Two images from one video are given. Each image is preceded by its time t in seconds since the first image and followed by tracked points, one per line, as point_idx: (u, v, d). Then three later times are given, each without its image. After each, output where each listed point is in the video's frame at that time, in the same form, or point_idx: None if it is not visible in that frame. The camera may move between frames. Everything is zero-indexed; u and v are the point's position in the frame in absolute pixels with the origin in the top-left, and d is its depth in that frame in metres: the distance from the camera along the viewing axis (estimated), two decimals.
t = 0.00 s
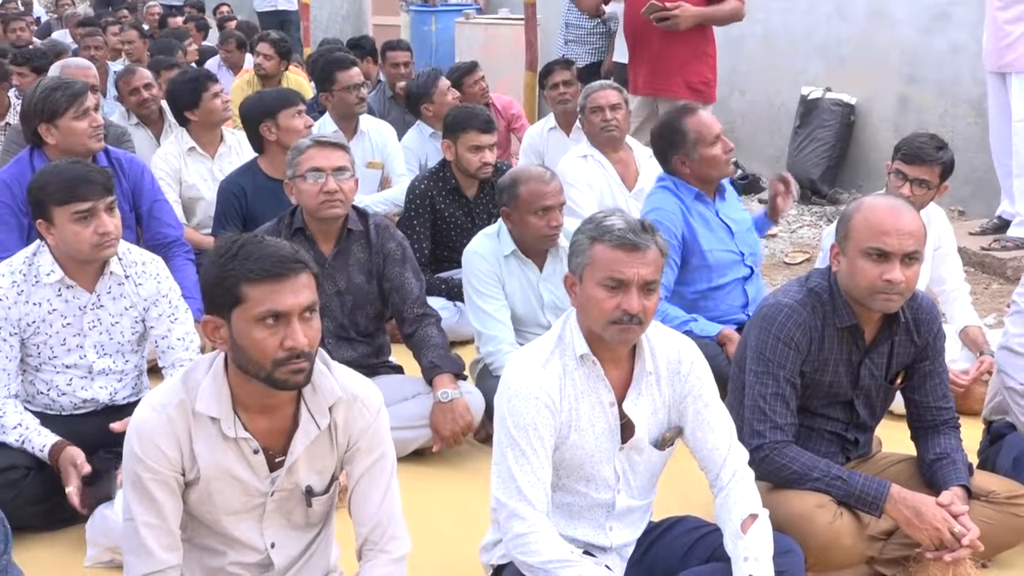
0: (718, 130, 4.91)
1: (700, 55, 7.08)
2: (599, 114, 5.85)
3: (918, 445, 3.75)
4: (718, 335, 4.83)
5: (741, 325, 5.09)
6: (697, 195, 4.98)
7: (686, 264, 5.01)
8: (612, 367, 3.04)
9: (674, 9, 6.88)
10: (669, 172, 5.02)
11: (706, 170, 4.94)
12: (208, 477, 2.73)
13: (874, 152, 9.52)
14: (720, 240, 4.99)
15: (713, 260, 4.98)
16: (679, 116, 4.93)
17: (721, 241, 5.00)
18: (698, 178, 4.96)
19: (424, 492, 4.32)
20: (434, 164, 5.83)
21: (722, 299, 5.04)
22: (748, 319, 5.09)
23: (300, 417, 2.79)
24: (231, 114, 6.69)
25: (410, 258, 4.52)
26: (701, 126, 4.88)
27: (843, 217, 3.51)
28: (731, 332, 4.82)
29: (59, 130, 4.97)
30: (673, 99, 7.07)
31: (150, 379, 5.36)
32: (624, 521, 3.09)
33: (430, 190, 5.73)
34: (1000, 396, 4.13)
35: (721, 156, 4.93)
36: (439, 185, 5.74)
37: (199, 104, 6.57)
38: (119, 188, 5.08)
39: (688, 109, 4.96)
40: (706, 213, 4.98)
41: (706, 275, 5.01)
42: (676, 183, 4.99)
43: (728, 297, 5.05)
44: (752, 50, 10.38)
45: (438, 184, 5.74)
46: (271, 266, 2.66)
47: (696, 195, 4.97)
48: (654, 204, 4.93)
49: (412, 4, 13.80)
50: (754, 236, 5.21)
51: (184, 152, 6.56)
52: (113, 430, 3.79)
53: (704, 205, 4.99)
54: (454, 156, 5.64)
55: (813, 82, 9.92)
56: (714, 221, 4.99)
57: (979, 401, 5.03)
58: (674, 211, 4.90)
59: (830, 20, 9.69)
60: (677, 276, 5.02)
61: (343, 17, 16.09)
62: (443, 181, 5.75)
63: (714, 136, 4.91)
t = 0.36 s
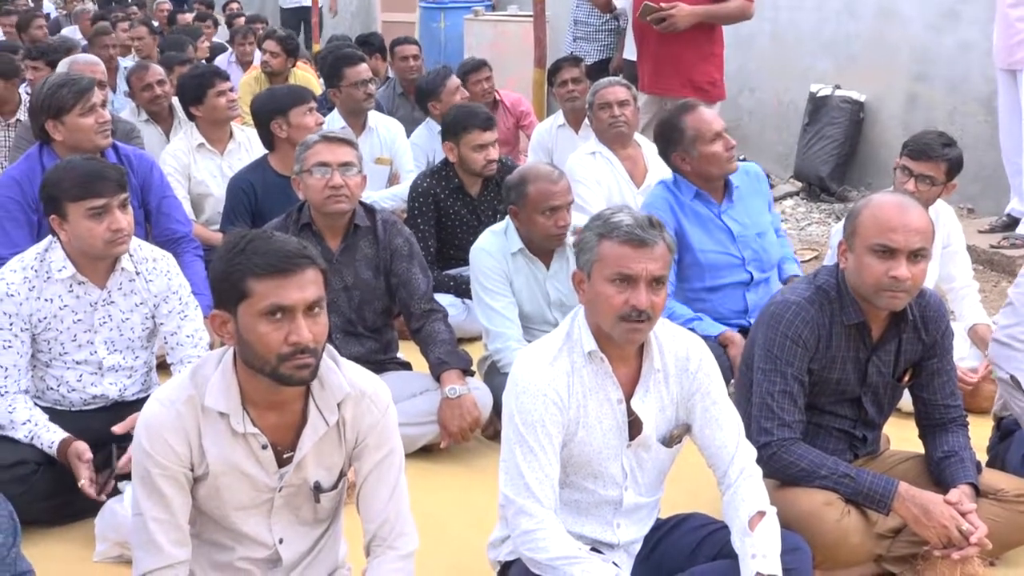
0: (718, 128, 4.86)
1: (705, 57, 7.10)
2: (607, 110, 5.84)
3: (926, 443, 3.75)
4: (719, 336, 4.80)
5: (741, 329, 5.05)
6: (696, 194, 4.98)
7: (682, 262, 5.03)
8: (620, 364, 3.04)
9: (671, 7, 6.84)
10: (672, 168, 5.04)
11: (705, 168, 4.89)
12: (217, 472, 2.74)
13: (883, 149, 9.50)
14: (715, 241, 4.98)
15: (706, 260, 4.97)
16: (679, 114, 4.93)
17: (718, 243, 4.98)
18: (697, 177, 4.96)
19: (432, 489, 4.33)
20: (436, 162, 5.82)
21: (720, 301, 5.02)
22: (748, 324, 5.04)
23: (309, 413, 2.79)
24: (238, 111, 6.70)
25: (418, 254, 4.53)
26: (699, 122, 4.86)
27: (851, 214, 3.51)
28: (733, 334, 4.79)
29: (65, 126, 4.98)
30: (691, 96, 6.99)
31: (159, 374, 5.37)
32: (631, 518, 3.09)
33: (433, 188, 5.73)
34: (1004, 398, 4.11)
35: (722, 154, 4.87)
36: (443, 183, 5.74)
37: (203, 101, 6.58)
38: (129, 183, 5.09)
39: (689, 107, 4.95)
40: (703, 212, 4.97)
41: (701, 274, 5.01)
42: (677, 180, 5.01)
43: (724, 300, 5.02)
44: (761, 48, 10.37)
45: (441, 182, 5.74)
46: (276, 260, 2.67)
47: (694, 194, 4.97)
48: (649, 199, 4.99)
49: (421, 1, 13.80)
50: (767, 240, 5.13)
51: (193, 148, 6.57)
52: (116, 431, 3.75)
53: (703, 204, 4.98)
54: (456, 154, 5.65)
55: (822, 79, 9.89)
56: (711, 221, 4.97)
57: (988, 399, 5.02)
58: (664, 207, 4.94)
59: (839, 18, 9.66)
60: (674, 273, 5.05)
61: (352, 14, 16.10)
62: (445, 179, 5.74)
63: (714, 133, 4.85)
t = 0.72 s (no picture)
0: (756, 125, 4.77)
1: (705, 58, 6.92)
2: (620, 107, 5.84)
3: (938, 441, 3.73)
4: (735, 345, 4.65)
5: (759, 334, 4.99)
6: (732, 193, 4.89)
7: (710, 261, 4.96)
8: (632, 362, 3.04)
9: (667, 6, 6.68)
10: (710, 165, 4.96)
11: (741, 164, 4.80)
12: (229, 469, 2.74)
13: (893, 148, 9.51)
14: (744, 244, 4.90)
15: (733, 262, 4.90)
16: (717, 110, 4.86)
17: (747, 245, 4.90)
18: (734, 175, 4.87)
19: (443, 486, 4.32)
20: (447, 161, 5.82)
21: (743, 305, 4.94)
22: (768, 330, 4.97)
23: (319, 410, 2.80)
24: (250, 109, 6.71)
25: (429, 252, 4.53)
26: (736, 119, 4.79)
27: (863, 211, 3.51)
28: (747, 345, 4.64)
29: (73, 123, 5.00)
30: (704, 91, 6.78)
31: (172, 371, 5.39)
32: (642, 516, 3.09)
33: (445, 186, 5.72)
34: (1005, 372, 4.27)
35: (759, 152, 4.77)
36: (456, 181, 5.74)
37: (217, 97, 6.58)
38: (141, 181, 5.10)
39: (727, 103, 4.89)
40: (737, 212, 4.89)
41: (727, 276, 4.94)
42: (715, 176, 4.93)
43: (749, 304, 4.94)
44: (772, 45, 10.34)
45: (454, 180, 5.74)
46: (282, 256, 2.67)
47: (730, 193, 4.88)
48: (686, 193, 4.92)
49: None
50: (801, 248, 5.01)
51: (205, 145, 6.58)
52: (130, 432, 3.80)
53: (738, 205, 4.89)
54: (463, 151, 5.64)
55: (834, 77, 9.82)
56: (743, 223, 4.90)
57: (1001, 398, 5.01)
58: (697, 204, 4.87)
59: (851, 15, 9.63)
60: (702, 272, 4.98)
61: (363, 13, 16.12)
62: (456, 177, 5.75)
63: (751, 131, 4.76)
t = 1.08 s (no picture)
0: (793, 131, 4.67)
1: (680, 59, 6.69)
2: (629, 102, 5.86)
3: (947, 437, 3.72)
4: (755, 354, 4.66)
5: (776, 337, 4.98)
6: (763, 196, 4.84)
7: (734, 263, 4.93)
8: (640, 356, 3.04)
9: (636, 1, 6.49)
10: (744, 163, 4.89)
11: (778, 169, 4.73)
12: (236, 463, 2.75)
13: (903, 142, 9.47)
14: (770, 249, 4.86)
15: (757, 266, 4.87)
16: (755, 109, 4.77)
17: (773, 250, 4.86)
18: (769, 179, 4.80)
19: (450, 481, 4.32)
20: (454, 154, 5.84)
21: (763, 309, 4.92)
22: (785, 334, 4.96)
23: (327, 404, 2.80)
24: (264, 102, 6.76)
25: (439, 247, 4.53)
26: (774, 122, 4.69)
27: (872, 205, 3.50)
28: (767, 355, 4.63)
29: (81, 118, 5.01)
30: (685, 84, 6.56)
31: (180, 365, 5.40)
32: (650, 511, 3.09)
33: (452, 178, 5.72)
34: None
35: (792, 158, 4.69)
36: (462, 173, 5.75)
37: (229, 89, 6.63)
38: (149, 175, 5.11)
39: (767, 103, 4.79)
40: (765, 216, 4.85)
41: (749, 279, 4.91)
42: (747, 177, 4.86)
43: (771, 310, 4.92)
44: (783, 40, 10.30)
45: (460, 172, 5.75)
46: (286, 251, 2.67)
47: (761, 196, 4.83)
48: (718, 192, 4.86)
49: None
50: (825, 254, 4.97)
51: (217, 137, 6.60)
52: (138, 426, 3.81)
53: (767, 209, 4.85)
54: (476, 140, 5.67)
55: (843, 72, 9.79)
56: (770, 228, 4.86)
57: (1010, 394, 4.99)
58: (726, 206, 4.82)
59: (860, 10, 9.60)
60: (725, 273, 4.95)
61: (371, 9, 16.13)
62: (464, 170, 5.76)
63: (786, 136, 4.67)
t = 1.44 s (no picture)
0: (815, 135, 4.63)
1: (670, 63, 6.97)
2: (641, 101, 5.84)
3: (957, 439, 3.71)
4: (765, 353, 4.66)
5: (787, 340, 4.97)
6: (782, 198, 4.82)
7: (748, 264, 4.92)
8: (650, 356, 3.03)
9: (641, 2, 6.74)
10: (765, 163, 4.88)
11: (794, 173, 4.70)
12: (246, 462, 2.75)
13: (914, 142, 9.43)
14: (785, 251, 4.85)
15: (771, 269, 4.86)
16: (780, 112, 4.73)
17: (788, 254, 4.85)
18: (789, 183, 4.78)
19: (458, 481, 4.32)
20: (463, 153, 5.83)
21: (775, 311, 4.91)
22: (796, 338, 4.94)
23: (337, 404, 2.80)
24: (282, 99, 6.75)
25: (449, 248, 4.52)
26: (797, 125, 4.66)
27: (883, 207, 3.49)
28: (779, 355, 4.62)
29: (91, 117, 5.03)
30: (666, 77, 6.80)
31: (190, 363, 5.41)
32: (659, 511, 3.09)
33: (461, 177, 5.73)
34: None
35: (812, 163, 4.65)
36: (472, 172, 5.75)
37: (249, 84, 6.62)
38: (160, 173, 5.12)
39: (793, 106, 4.74)
40: (783, 219, 4.84)
41: (763, 280, 4.90)
42: (767, 179, 4.85)
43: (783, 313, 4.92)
44: (793, 40, 10.27)
45: (470, 171, 5.74)
46: (301, 254, 2.67)
47: (780, 198, 4.82)
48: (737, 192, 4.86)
49: None
50: (842, 259, 4.94)
51: (235, 131, 6.63)
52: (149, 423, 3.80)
53: (785, 212, 4.84)
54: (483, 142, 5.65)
55: (853, 72, 9.76)
56: (787, 231, 4.84)
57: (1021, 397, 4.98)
58: (743, 207, 4.81)
59: (870, 10, 9.57)
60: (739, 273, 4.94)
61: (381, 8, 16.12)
62: (473, 169, 5.75)
63: (807, 140, 4.63)
